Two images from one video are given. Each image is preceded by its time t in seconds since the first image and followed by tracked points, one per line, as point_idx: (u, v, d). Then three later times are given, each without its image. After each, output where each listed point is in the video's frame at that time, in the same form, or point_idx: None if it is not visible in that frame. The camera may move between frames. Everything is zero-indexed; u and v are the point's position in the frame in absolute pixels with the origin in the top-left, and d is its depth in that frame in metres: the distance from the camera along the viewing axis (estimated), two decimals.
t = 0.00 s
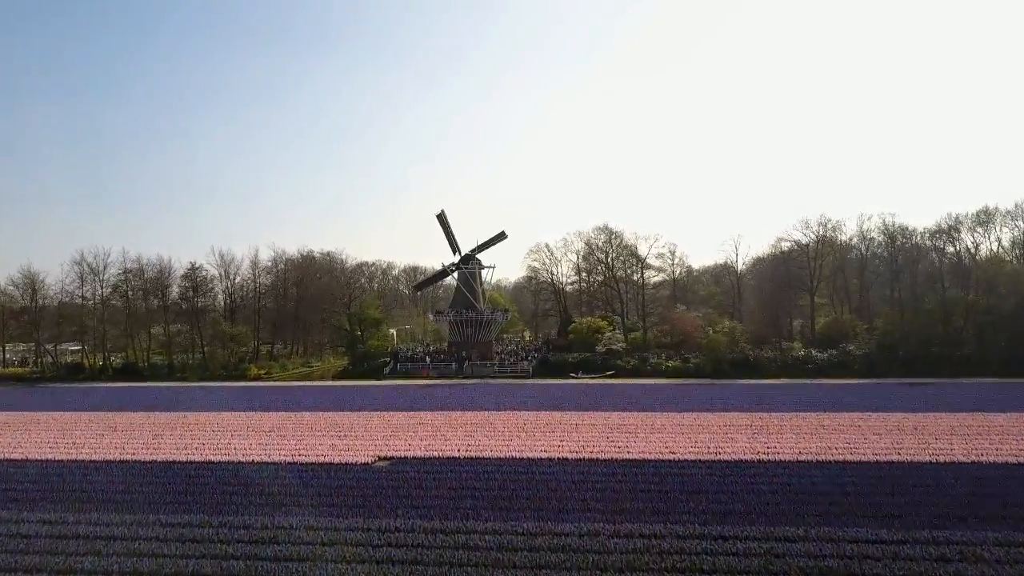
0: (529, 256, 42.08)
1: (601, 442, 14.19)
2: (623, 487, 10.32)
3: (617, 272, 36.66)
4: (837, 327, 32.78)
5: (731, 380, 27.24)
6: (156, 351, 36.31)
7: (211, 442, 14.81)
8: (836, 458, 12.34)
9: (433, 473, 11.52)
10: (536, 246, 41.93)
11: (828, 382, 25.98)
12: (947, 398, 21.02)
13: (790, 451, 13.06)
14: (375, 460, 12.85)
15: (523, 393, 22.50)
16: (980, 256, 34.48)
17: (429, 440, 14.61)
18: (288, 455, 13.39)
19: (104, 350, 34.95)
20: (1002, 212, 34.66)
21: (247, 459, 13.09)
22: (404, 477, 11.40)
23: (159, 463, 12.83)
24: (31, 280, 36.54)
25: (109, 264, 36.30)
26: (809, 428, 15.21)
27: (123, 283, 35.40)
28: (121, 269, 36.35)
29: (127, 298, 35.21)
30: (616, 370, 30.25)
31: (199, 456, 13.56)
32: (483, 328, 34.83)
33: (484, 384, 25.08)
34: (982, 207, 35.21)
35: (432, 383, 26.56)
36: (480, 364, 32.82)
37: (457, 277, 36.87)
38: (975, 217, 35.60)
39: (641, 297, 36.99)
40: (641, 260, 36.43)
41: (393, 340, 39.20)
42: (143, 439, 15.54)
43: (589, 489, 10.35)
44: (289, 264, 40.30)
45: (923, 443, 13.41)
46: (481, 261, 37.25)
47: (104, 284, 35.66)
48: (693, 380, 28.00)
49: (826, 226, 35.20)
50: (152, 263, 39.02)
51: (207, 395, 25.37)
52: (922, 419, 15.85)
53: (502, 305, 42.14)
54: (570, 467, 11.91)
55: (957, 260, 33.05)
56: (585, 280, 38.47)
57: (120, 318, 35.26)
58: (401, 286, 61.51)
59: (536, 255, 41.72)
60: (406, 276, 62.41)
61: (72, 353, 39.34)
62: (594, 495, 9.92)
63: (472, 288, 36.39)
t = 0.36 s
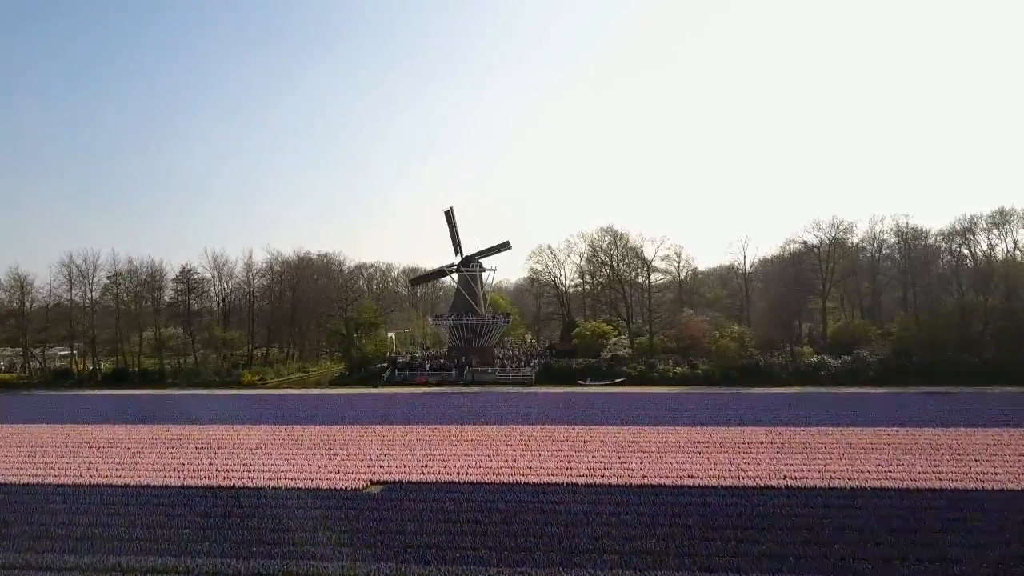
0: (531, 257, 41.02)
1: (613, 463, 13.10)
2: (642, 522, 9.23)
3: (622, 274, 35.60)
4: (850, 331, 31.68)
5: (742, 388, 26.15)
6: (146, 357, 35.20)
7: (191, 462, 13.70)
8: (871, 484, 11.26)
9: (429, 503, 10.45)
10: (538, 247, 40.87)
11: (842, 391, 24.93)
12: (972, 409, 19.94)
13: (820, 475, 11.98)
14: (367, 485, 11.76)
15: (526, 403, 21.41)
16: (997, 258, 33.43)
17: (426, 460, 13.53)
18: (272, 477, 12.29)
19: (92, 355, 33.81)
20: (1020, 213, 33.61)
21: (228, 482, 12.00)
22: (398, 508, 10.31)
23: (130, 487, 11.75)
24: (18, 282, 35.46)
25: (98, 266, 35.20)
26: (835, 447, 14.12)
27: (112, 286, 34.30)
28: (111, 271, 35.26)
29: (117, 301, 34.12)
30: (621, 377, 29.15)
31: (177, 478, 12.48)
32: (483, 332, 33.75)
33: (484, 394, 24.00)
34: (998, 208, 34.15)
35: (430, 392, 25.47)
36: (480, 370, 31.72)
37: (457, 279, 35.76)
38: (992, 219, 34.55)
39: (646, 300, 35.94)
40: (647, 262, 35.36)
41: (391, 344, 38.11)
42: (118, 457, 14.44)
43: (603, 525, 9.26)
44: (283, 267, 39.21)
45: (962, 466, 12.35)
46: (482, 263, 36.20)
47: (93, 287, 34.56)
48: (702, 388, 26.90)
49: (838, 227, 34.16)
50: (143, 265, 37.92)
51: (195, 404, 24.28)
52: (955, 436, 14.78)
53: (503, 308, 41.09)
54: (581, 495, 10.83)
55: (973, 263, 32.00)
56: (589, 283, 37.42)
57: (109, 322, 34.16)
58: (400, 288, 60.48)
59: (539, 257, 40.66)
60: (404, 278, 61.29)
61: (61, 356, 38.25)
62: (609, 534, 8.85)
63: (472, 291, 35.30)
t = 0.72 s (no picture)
0: (534, 259, 40.02)
1: (625, 488, 12.07)
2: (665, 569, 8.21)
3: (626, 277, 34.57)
4: (864, 335, 30.63)
5: (754, 397, 25.08)
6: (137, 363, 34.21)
7: (168, 485, 12.67)
8: (913, 515, 10.20)
9: (425, 541, 9.42)
10: (541, 249, 39.84)
11: (860, 400, 23.86)
12: (1002, 420, 18.86)
13: (855, 504, 10.92)
14: (358, 516, 10.73)
15: (529, 415, 20.37)
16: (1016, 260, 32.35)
17: (422, 483, 12.48)
18: (254, 505, 11.26)
19: (81, 361, 32.82)
20: None
21: (205, 511, 10.97)
22: (391, 546, 9.27)
23: (98, 520, 10.72)
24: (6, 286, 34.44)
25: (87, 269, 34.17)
26: (864, 469, 13.06)
27: (101, 290, 33.29)
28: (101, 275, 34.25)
29: (106, 305, 33.10)
30: (627, 384, 28.07)
31: (150, 506, 11.46)
32: (484, 338, 32.71)
33: (485, 404, 22.95)
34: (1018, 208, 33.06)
35: (428, 401, 24.41)
36: (481, 376, 30.68)
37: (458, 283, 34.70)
38: (1010, 219, 33.47)
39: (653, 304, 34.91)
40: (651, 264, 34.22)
41: (389, 349, 37.07)
42: (91, 479, 13.41)
43: (618, 572, 8.22)
44: (279, 269, 38.21)
45: (1009, 492, 11.27)
46: (483, 266, 35.20)
47: (82, 291, 33.54)
48: (712, 396, 25.85)
49: (851, 229, 33.14)
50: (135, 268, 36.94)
51: (183, 414, 23.25)
52: (993, 456, 13.72)
53: (505, 311, 40.08)
54: (593, 530, 9.80)
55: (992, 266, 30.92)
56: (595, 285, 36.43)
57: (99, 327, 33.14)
58: (400, 291, 59.57)
59: (541, 259, 39.64)
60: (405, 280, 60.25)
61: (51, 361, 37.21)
62: None
63: (472, 295, 34.26)
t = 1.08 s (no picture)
0: (537, 261, 39.04)
1: (640, 516, 11.06)
2: None
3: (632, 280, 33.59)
4: (878, 340, 29.59)
5: (767, 407, 24.07)
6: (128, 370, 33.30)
7: (143, 511, 11.71)
8: (962, 553, 9.19)
9: None
10: (544, 251, 38.86)
11: (877, 411, 22.85)
12: None
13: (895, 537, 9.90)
14: (347, 551, 9.72)
15: (533, 428, 19.39)
16: None
17: (419, 510, 11.47)
18: (233, 537, 10.25)
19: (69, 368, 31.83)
20: None
21: (180, 543, 10.00)
22: None
23: (60, 556, 9.72)
24: None
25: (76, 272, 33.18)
26: (896, 493, 12.07)
27: (90, 294, 32.30)
28: (90, 278, 33.25)
29: (95, 309, 32.12)
30: (633, 392, 27.09)
31: (120, 537, 10.46)
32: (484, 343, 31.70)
33: (486, 415, 21.96)
34: None
35: (427, 411, 23.40)
36: (482, 382, 29.69)
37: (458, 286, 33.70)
38: None
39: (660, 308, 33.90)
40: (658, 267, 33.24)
41: (387, 354, 36.09)
42: (62, 502, 12.44)
43: None
44: (275, 272, 37.26)
45: None
46: (483, 269, 34.18)
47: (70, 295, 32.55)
48: (722, 406, 24.82)
49: (863, 232, 32.16)
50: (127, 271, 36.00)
51: (171, 424, 22.29)
52: None
53: (506, 315, 39.11)
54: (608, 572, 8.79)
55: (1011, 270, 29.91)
56: (599, 288, 35.44)
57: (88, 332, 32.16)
58: (399, 293, 58.60)
59: (543, 261, 38.65)
60: (405, 284, 59.29)
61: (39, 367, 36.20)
62: None
63: (472, 299, 33.28)
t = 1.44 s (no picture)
0: (540, 264, 37.99)
1: (657, 554, 10.04)
2: None
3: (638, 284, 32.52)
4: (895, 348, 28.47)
5: (781, 419, 22.99)
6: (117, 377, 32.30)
7: (114, 546, 10.78)
8: None
9: None
10: (547, 254, 37.81)
11: (897, 424, 21.77)
12: None
13: None
14: None
15: (538, 444, 18.34)
16: None
17: (415, 545, 10.46)
18: None
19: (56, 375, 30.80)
20: None
21: None
22: None
23: None
24: None
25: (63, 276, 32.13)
26: (932, 525, 11.10)
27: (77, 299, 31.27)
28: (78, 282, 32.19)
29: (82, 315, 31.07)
30: (640, 401, 26.01)
31: None
32: (485, 349, 30.61)
33: (487, 429, 20.95)
34: None
35: (426, 424, 22.35)
36: (483, 390, 28.60)
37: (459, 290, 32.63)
38: None
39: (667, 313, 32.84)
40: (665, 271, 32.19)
41: (385, 361, 35.04)
42: (26, 534, 11.44)
43: None
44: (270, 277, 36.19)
45: None
46: (484, 272, 33.07)
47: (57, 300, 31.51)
48: (733, 417, 23.77)
49: (877, 235, 31.08)
50: (117, 275, 34.97)
51: (158, 437, 21.32)
52: None
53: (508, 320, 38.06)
54: None
55: None
56: (604, 292, 34.37)
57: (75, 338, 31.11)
58: (399, 297, 57.51)
59: (546, 264, 37.53)
60: (404, 288, 58.15)
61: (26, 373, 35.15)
62: None
63: (473, 304, 32.21)
